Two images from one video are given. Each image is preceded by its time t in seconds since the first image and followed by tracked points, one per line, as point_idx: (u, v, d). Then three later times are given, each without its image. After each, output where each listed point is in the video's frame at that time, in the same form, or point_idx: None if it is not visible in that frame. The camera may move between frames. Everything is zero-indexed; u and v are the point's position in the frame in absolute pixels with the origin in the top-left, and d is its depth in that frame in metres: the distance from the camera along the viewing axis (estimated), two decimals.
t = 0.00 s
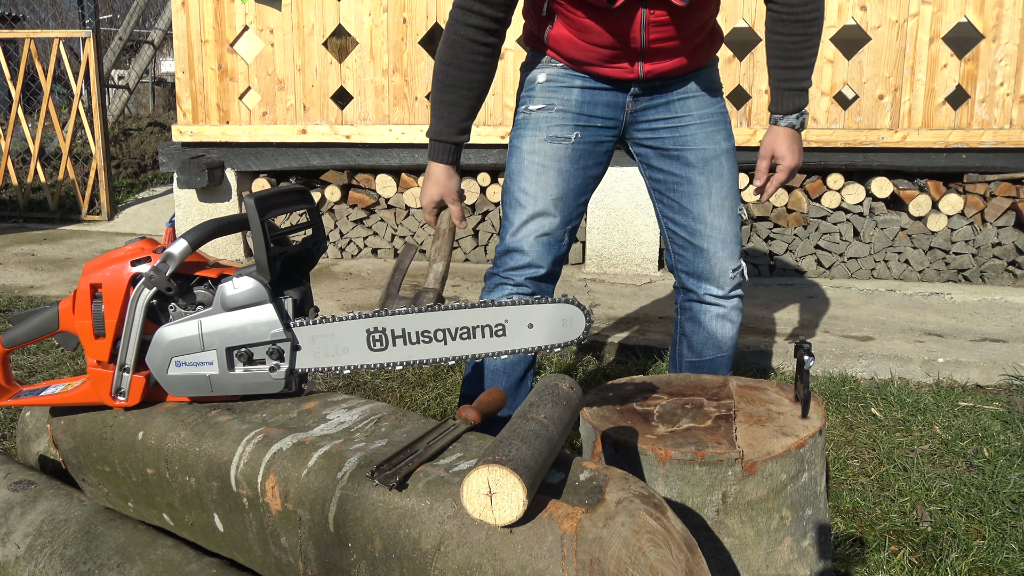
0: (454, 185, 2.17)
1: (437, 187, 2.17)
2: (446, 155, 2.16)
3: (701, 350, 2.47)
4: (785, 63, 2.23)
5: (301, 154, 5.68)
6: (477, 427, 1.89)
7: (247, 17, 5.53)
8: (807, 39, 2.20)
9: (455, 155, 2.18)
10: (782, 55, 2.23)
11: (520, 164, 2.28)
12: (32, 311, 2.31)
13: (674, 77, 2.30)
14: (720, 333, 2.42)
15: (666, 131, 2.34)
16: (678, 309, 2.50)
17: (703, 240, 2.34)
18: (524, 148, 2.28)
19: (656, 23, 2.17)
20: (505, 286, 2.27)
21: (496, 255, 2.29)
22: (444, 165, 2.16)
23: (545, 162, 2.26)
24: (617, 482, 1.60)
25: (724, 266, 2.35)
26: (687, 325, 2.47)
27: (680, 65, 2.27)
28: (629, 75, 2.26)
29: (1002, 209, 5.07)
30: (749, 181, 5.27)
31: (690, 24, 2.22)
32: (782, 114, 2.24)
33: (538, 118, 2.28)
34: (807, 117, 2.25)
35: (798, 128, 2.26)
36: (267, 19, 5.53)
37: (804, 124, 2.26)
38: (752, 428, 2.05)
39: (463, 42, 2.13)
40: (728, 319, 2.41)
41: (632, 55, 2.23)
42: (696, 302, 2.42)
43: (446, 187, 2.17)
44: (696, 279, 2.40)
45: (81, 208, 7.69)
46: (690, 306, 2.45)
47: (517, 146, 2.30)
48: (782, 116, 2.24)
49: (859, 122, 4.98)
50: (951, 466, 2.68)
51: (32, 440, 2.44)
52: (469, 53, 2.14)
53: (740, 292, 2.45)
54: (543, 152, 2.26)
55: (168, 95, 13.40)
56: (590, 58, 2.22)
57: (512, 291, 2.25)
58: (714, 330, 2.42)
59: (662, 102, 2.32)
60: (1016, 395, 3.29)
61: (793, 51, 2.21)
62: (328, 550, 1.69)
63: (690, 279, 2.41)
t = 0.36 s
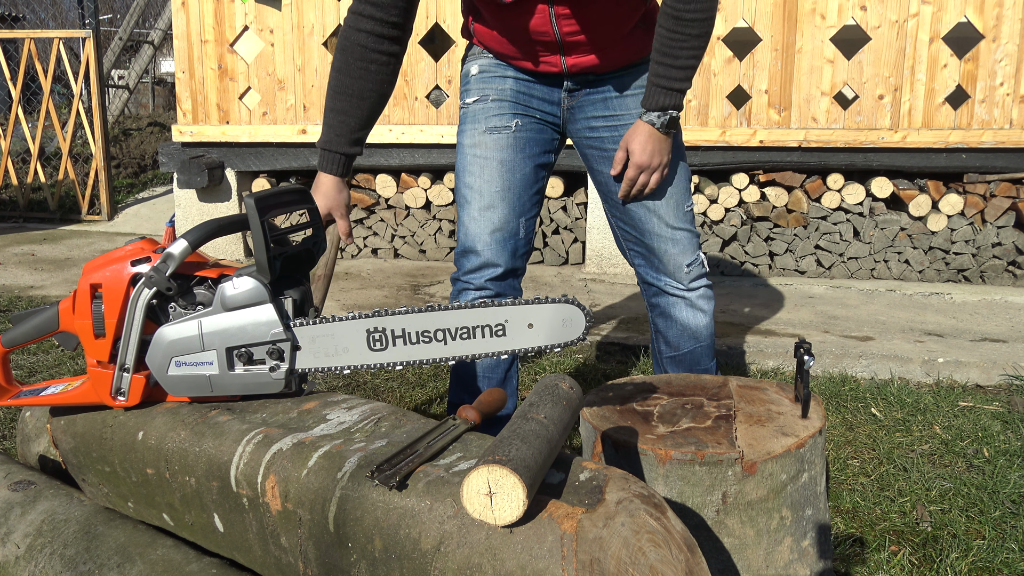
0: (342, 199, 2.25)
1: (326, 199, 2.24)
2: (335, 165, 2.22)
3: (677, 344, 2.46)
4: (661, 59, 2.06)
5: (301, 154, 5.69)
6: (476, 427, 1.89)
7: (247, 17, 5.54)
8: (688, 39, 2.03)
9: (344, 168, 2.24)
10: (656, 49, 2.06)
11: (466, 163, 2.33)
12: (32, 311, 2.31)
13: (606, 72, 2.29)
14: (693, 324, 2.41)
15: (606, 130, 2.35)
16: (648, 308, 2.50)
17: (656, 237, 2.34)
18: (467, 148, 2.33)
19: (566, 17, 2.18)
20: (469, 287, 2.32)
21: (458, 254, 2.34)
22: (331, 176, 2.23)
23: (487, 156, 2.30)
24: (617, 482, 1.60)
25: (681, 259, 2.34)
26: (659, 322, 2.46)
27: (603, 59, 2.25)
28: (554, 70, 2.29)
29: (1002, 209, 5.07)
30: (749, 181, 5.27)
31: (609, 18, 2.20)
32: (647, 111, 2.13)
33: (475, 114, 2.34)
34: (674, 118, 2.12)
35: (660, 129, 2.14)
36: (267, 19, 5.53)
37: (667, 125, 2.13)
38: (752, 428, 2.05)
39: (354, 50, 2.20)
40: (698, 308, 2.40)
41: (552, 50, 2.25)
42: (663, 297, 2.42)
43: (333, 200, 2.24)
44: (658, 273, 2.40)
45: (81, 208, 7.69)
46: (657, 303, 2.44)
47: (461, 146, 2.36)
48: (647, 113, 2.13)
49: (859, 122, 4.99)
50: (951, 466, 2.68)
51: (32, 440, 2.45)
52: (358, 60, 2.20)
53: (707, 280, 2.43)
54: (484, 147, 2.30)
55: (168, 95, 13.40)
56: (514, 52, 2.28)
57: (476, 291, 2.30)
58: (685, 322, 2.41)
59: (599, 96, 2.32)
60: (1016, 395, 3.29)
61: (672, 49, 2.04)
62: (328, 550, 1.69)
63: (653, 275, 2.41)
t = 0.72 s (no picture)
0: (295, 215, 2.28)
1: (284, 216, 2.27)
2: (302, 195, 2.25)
3: (657, 347, 2.46)
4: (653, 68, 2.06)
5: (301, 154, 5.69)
6: (476, 427, 1.89)
7: (247, 17, 5.54)
8: (675, 46, 2.02)
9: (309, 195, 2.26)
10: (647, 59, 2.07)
11: (467, 166, 2.34)
12: (32, 311, 2.31)
13: (600, 77, 2.28)
14: (672, 328, 2.41)
15: (598, 134, 2.34)
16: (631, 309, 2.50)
17: (637, 241, 2.34)
18: (466, 150, 2.35)
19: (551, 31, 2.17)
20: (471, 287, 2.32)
21: (462, 255, 2.35)
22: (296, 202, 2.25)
23: (486, 158, 2.30)
24: (617, 483, 1.60)
25: (663, 265, 2.35)
26: (640, 323, 2.47)
27: (595, 66, 2.24)
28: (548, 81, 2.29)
29: (1002, 209, 5.07)
30: (748, 181, 5.27)
31: (594, 30, 2.17)
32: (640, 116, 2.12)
33: (472, 117, 2.35)
34: (667, 122, 2.11)
35: (653, 133, 2.13)
36: (267, 19, 5.53)
37: (659, 130, 2.12)
38: (752, 428, 2.05)
39: (317, 85, 2.16)
40: (679, 313, 2.40)
41: (543, 64, 2.24)
42: (644, 300, 2.43)
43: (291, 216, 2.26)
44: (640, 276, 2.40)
45: (81, 208, 7.69)
46: (639, 305, 2.45)
47: (461, 148, 2.37)
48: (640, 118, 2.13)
49: (859, 122, 4.99)
50: (951, 466, 2.68)
51: (32, 440, 2.45)
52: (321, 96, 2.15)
53: (689, 286, 2.43)
54: (484, 149, 2.31)
55: (168, 95, 13.41)
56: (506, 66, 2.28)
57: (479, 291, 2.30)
58: (665, 325, 2.42)
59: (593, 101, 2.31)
60: (1016, 395, 3.29)
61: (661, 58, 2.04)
62: (329, 550, 1.69)
63: (634, 278, 2.41)
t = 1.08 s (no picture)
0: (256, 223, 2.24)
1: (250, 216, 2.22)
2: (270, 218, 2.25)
3: (656, 344, 2.46)
4: (650, 87, 2.09)
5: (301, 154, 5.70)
6: (476, 428, 1.89)
7: (247, 17, 5.54)
8: (668, 63, 2.03)
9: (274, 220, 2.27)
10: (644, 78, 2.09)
11: (472, 164, 2.37)
12: (32, 311, 2.31)
13: (604, 83, 2.28)
14: (671, 325, 2.41)
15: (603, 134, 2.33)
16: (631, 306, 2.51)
17: (636, 240, 2.35)
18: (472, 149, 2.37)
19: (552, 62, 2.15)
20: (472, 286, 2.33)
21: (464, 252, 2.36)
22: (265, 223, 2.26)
23: (491, 157, 2.31)
24: (617, 483, 1.60)
25: (663, 265, 2.35)
26: (640, 320, 2.47)
27: (598, 77, 2.24)
28: (552, 93, 2.31)
29: (1002, 209, 5.07)
30: (749, 181, 5.26)
31: (591, 51, 2.16)
32: (643, 129, 2.15)
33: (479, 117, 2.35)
34: (669, 133, 2.14)
35: (656, 145, 2.16)
36: (267, 19, 5.53)
37: (663, 142, 2.15)
38: (752, 428, 2.05)
39: (313, 157, 2.21)
40: (678, 311, 2.41)
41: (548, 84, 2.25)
42: (643, 297, 2.44)
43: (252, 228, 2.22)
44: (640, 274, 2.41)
45: (81, 208, 7.69)
46: (639, 302, 2.45)
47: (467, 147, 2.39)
48: (643, 131, 2.16)
49: (859, 122, 4.99)
50: (951, 466, 2.68)
51: (32, 440, 2.44)
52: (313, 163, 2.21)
53: (690, 285, 2.43)
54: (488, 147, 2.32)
55: (168, 95, 13.42)
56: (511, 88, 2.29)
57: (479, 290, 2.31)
58: (665, 323, 2.42)
59: (598, 106, 2.30)
60: (1016, 395, 3.29)
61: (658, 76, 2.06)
62: (328, 551, 1.69)
63: (634, 275, 2.42)
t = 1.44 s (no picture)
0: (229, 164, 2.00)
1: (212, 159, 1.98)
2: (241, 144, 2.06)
3: (648, 345, 2.47)
4: (631, 89, 2.06)
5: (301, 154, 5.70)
6: (476, 428, 1.89)
7: (247, 17, 5.55)
8: (651, 68, 2.02)
9: (253, 149, 2.06)
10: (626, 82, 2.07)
11: (449, 165, 2.35)
12: (33, 311, 2.31)
13: (581, 83, 2.28)
14: (662, 326, 2.42)
15: (581, 138, 2.35)
16: (621, 308, 2.52)
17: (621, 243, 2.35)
18: (449, 150, 2.35)
19: (530, 51, 2.15)
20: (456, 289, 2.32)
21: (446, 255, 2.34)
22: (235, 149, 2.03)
23: (468, 157, 2.30)
24: (617, 483, 1.60)
25: (649, 265, 2.36)
26: (630, 323, 2.48)
27: (575, 74, 2.25)
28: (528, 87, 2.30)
29: (1002, 209, 5.07)
30: (748, 181, 5.26)
31: (573, 46, 2.16)
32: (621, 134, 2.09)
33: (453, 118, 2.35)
34: (647, 139, 2.08)
35: (635, 151, 2.10)
36: (267, 19, 5.55)
37: (640, 148, 2.09)
38: (752, 428, 2.05)
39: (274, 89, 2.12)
40: (668, 310, 2.42)
41: (523, 75, 2.25)
42: (633, 298, 2.45)
43: (223, 181, 1.99)
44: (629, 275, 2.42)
45: (81, 208, 7.69)
46: (629, 304, 2.46)
47: (444, 148, 2.38)
48: (621, 136, 2.10)
49: (859, 122, 4.99)
50: (951, 466, 2.68)
51: (32, 440, 2.45)
52: (288, 91, 2.11)
53: (678, 282, 2.45)
54: (465, 148, 2.31)
55: (168, 94, 13.43)
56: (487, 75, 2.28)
57: (464, 293, 2.30)
58: (656, 323, 2.43)
59: (576, 106, 2.31)
60: (1016, 395, 3.29)
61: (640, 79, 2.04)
62: (329, 550, 1.69)
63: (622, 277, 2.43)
